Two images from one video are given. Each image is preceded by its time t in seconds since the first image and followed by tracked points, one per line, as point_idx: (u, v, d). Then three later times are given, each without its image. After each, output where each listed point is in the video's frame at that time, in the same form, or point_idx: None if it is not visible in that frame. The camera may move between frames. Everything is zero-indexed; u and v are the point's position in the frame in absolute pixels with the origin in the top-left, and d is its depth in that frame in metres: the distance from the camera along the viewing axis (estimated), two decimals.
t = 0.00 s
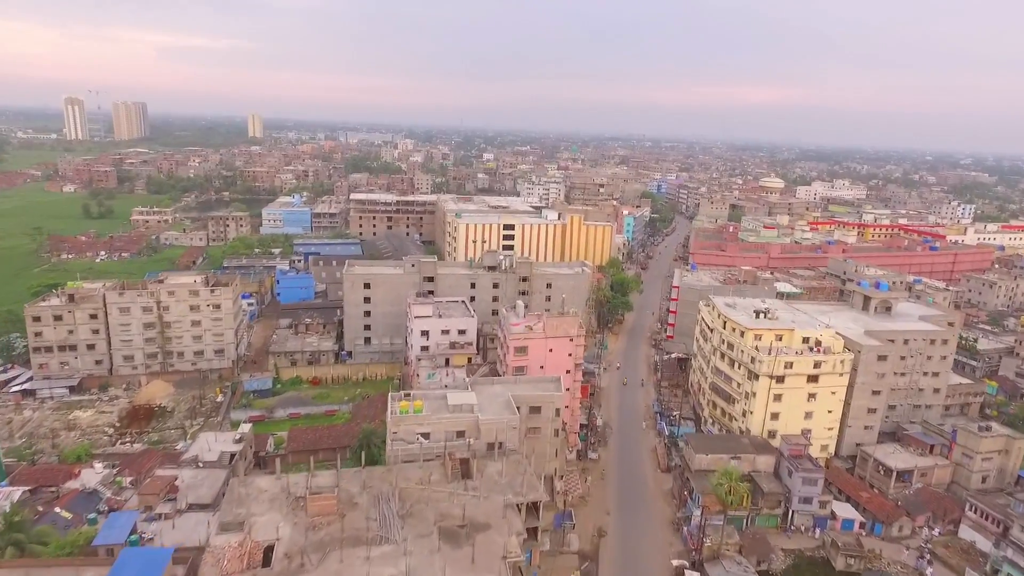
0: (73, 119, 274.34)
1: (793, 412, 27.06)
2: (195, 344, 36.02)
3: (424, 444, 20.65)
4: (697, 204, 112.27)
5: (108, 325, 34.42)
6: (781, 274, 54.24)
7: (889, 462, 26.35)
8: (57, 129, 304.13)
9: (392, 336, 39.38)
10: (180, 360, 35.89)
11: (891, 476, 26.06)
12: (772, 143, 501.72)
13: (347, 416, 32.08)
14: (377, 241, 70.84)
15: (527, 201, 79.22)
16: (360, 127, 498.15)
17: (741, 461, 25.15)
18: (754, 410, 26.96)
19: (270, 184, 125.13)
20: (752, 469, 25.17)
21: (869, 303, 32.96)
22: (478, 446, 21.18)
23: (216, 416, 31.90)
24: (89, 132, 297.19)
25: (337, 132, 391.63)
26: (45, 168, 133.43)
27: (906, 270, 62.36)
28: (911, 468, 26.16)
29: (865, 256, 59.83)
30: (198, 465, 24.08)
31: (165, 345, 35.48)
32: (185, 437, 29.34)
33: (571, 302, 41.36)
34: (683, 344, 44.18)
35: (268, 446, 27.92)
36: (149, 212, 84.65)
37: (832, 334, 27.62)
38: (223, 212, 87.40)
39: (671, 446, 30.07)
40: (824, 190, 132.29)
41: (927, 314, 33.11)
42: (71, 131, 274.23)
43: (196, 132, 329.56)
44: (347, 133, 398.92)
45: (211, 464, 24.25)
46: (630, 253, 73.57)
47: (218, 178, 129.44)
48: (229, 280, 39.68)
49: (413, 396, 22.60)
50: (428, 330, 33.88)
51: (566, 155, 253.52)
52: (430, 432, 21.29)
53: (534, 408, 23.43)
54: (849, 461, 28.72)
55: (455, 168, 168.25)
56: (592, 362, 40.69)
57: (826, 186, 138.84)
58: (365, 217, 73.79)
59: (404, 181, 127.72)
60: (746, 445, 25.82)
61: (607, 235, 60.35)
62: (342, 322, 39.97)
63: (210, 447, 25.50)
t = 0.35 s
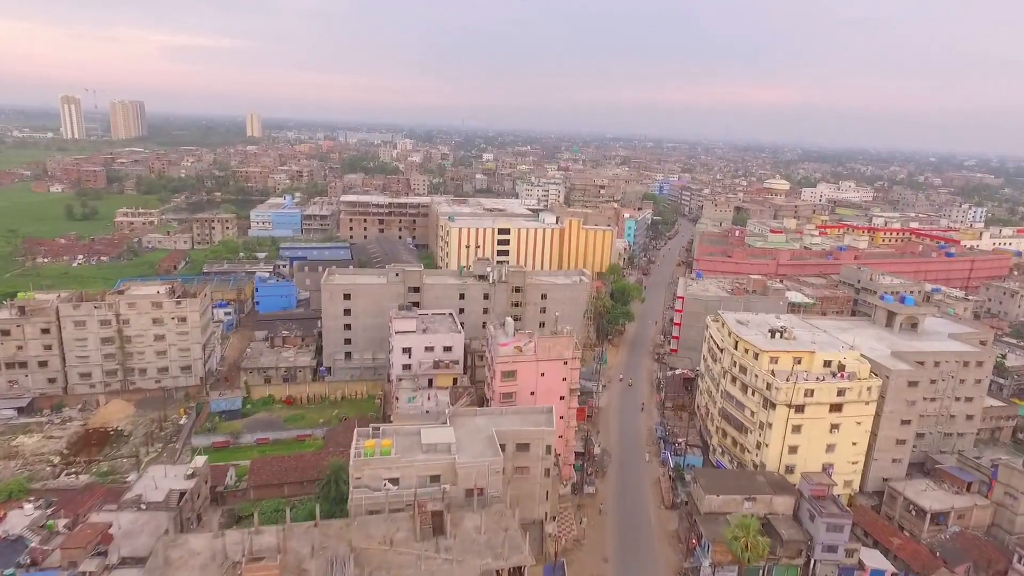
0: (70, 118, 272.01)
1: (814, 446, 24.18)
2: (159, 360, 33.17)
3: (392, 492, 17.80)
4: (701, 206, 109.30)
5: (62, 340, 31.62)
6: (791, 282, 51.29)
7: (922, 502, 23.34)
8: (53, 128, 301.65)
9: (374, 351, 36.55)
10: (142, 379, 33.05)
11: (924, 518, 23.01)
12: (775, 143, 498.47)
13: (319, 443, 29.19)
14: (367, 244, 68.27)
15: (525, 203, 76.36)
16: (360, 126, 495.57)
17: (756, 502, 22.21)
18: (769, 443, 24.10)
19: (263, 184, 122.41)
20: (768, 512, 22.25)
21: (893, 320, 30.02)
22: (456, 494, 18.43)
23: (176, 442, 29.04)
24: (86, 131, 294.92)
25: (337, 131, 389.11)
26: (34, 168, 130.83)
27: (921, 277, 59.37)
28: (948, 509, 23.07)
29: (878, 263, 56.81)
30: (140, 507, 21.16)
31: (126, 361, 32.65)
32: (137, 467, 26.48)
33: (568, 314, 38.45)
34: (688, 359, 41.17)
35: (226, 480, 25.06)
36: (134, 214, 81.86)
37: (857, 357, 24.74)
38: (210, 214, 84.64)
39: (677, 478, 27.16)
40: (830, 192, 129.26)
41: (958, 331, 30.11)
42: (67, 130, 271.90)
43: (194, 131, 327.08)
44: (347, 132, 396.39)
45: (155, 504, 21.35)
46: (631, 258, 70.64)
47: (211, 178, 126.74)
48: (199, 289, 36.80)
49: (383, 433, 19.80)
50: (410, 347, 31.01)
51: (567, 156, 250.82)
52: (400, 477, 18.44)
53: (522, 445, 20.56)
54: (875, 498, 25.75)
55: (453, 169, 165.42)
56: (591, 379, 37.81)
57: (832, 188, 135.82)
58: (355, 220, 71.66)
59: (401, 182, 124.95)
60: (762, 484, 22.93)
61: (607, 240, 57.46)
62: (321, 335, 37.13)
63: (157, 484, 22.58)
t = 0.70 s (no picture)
0: (63, 117, 268.84)
1: (837, 488, 21.27)
2: (112, 381, 30.25)
3: (342, 561, 14.92)
4: (701, 209, 106.53)
5: (2, 360, 28.73)
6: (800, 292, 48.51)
7: (960, 554, 20.35)
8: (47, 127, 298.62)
9: (351, 369, 33.68)
10: (94, 402, 30.14)
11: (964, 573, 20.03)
12: (776, 144, 495.78)
13: (282, 477, 26.17)
14: (354, 249, 65.37)
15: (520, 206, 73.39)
16: (359, 127, 492.72)
17: (773, 557, 19.21)
18: (787, 485, 21.18)
19: (253, 185, 119.52)
20: (786, 568, 19.26)
21: (921, 341, 27.14)
22: (419, 560, 15.44)
23: (122, 474, 26.09)
24: (81, 131, 292.16)
25: (334, 132, 386.41)
26: (20, 168, 127.84)
27: (934, 285, 56.61)
28: (991, 563, 20.04)
29: (890, 271, 54.02)
30: (59, 563, 18.17)
31: (74, 383, 29.74)
32: (73, 508, 23.54)
33: (562, 329, 35.57)
34: (690, 376, 38.37)
35: (170, 524, 22.06)
36: (114, 216, 78.96)
37: (885, 387, 21.83)
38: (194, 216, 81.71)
39: (680, 519, 24.20)
40: (834, 194, 126.55)
41: (992, 353, 27.22)
42: (61, 129, 268.70)
43: (190, 132, 324.04)
44: (344, 132, 393.63)
45: (77, 560, 18.35)
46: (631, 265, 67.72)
47: (200, 179, 123.79)
48: (161, 302, 33.85)
49: (339, 486, 16.89)
50: (386, 369, 28.11)
51: (565, 156, 248.24)
52: (354, 541, 15.53)
53: (502, 495, 17.64)
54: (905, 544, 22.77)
55: (450, 170, 162.69)
56: (586, 399, 34.88)
57: (835, 191, 133.16)
58: (342, 224, 68.61)
59: (394, 184, 122.19)
60: (778, 533, 19.97)
61: (605, 246, 54.58)
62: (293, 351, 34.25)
63: (83, 534, 19.61)
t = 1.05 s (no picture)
0: (55, 117, 265.26)
1: (867, 547, 18.30)
2: (51, 409, 27.20)
3: None
4: (702, 212, 103.60)
5: None
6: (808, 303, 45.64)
7: None
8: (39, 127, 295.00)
9: (322, 393, 30.68)
10: (31, 432, 27.07)
11: None
12: (775, 146, 493.68)
13: (234, 522, 23.07)
14: (340, 255, 62.28)
15: (514, 210, 70.36)
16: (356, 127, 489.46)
17: None
18: (809, 544, 18.22)
19: (242, 187, 116.43)
20: None
21: (954, 368, 24.23)
22: None
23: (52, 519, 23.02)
24: (74, 130, 288.82)
25: (331, 132, 383.24)
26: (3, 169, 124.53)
27: (948, 295, 53.73)
28: None
29: (903, 280, 51.12)
30: None
31: (8, 411, 26.70)
32: None
33: (554, 348, 32.63)
34: (693, 398, 35.46)
35: None
36: (92, 219, 75.86)
37: (922, 428, 18.88)
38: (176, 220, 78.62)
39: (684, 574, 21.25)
40: (837, 196, 123.75)
41: None
42: (52, 129, 265.13)
43: (184, 131, 320.48)
44: (341, 133, 390.63)
45: None
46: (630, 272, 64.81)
47: (188, 179, 120.57)
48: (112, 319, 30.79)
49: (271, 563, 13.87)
50: (355, 398, 25.15)
51: (563, 157, 245.30)
52: None
53: (473, 570, 14.62)
54: None
55: (445, 171, 159.74)
56: (581, 425, 31.95)
57: (838, 193, 130.36)
58: (327, 229, 65.39)
59: (387, 185, 119.17)
60: None
61: (601, 254, 51.60)
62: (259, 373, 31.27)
63: None
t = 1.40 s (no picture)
0: (47, 115, 261.66)
1: None
2: None
3: None
4: (703, 214, 100.72)
5: None
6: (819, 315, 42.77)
7: None
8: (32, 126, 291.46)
9: (286, 421, 27.74)
10: None
11: None
12: (775, 147, 491.10)
13: None
14: (323, 261, 59.33)
15: (508, 214, 67.40)
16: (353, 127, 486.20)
17: None
18: None
19: (230, 188, 113.38)
20: None
21: (996, 402, 21.35)
22: None
23: None
24: (67, 129, 285.69)
25: (328, 132, 380.31)
26: None
27: (965, 305, 50.81)
28: None
29: (918, 289, 48.20)
30: None
31: None
32: None
33: (545, 369, 29.67)
34: (697, 422, 32.55)
35: None
36: (69, 221, 72.89)
37: (973, 482, 15.93)
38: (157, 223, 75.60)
39: None
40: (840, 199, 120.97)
41: None
42: (44, 128, 261.68)
43: (179, 131, 317.04)
44: (338, 133, 387.57)
45: None
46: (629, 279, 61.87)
47: (175, 180, 117.44)
48: (54, 338, 27.78)
49: None
50: (316, 434, 22.18)
51: (561, 158, 242.40)
52: None
53: None
54: None
55: (440, 171, 156.83)
56: (574, 454, 29.02)
57: (841, 195, 127.54)
58: (311, 232, 62.36)
59: (380, 187, 116.16)
60: None
61: (600, 261, 48.62)
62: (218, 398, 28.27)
63: None
